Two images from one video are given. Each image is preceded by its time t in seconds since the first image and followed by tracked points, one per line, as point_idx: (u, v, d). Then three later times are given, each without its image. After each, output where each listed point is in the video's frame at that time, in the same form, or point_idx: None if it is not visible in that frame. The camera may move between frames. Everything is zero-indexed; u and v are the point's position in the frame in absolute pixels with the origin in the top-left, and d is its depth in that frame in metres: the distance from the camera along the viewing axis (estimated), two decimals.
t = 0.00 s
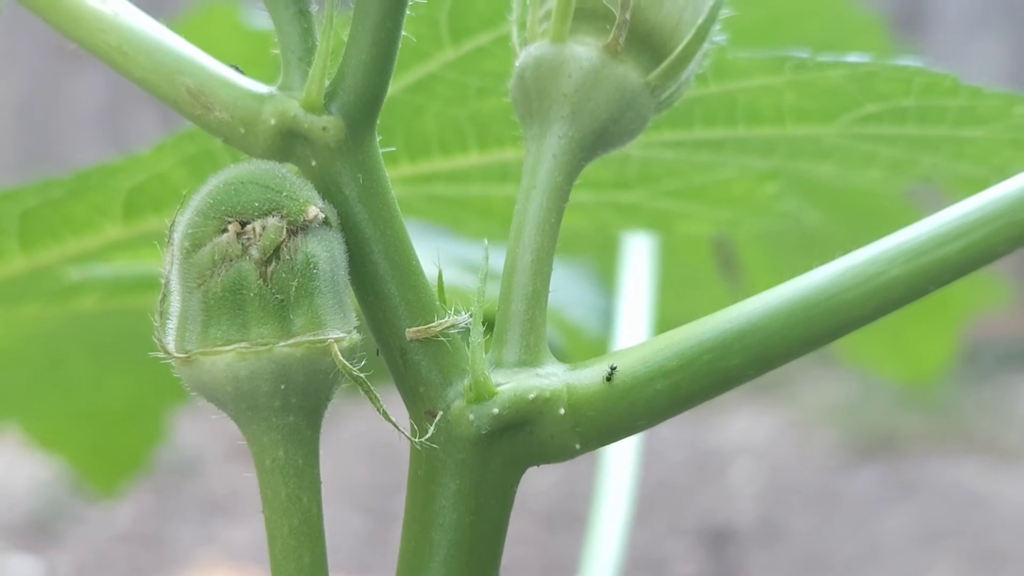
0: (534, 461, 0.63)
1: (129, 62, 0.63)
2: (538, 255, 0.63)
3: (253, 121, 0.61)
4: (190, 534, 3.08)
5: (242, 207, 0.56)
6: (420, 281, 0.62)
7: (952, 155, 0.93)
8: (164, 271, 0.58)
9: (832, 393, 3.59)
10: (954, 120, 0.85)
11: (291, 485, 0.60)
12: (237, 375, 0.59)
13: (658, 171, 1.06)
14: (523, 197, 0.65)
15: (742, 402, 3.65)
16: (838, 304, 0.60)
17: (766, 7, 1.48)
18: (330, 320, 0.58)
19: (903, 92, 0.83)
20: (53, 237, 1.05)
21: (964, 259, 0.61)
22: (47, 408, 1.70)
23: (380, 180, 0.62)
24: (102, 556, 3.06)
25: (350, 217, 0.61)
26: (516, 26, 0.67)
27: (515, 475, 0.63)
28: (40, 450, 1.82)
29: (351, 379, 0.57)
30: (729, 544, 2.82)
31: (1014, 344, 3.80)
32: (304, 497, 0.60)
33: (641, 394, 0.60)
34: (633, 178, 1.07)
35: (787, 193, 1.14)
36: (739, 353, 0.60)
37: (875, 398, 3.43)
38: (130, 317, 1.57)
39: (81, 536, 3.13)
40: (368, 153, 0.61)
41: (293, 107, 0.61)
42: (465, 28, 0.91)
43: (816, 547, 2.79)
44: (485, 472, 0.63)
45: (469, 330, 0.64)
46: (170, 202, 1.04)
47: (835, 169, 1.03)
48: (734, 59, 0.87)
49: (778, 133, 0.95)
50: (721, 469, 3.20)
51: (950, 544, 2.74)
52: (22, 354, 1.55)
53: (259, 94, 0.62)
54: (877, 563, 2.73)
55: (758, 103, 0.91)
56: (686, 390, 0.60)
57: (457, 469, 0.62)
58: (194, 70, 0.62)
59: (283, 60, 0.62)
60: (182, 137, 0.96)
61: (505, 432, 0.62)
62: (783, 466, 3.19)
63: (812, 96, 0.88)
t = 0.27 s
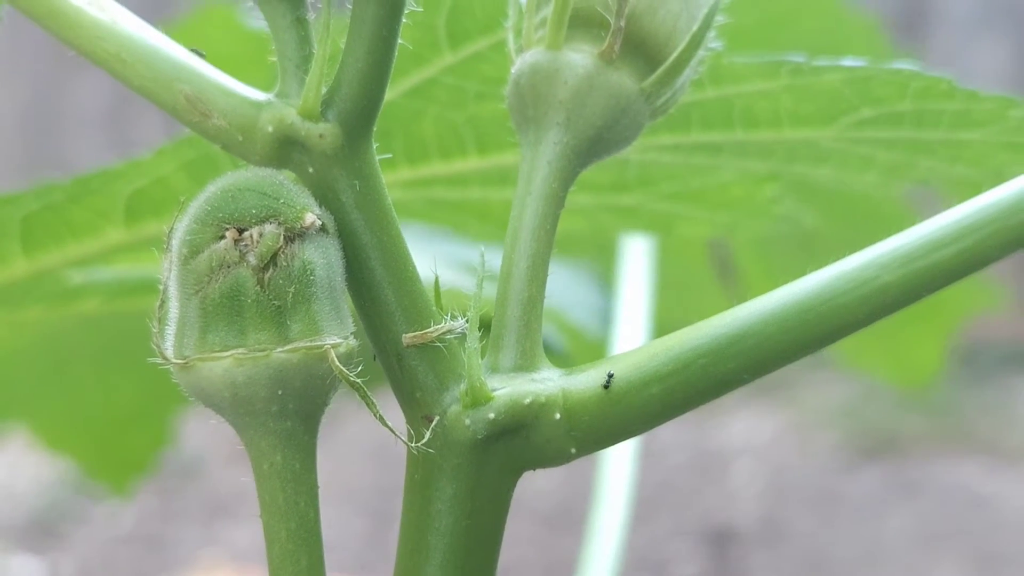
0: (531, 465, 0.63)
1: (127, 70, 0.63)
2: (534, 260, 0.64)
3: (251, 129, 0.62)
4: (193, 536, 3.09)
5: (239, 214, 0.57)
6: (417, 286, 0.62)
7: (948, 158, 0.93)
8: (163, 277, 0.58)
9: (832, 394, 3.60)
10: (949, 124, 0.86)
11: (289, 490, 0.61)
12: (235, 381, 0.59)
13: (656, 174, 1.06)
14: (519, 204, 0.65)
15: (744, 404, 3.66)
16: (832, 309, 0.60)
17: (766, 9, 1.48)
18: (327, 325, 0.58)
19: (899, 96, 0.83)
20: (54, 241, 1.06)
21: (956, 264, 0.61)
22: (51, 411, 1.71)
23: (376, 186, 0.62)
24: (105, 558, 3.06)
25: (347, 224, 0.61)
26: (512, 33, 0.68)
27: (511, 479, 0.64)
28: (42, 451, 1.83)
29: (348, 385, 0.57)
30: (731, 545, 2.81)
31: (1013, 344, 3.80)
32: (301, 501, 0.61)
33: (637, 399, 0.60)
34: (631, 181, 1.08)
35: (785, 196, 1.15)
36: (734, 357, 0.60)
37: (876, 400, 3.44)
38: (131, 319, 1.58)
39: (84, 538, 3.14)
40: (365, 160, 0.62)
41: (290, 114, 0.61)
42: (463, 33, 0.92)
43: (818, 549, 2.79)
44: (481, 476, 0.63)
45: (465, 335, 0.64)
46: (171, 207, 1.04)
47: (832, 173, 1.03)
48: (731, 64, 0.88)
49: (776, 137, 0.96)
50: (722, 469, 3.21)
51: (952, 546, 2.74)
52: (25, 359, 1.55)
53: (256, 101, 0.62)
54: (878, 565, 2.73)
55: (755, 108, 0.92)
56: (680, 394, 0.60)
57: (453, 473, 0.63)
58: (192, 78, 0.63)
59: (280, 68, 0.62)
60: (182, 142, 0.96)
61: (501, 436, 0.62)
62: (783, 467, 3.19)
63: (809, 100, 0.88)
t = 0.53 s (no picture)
0: (534, 469, 0.63)
1: (134, 75, 0.64)
2: (537, 265, 0.64)
3: (255, 133, 0.62)
4: (194, 534, 3.10)
5: (244, 218, 0.57)
6: (421, 289, 0.62)
7: (949, 167, 0.93)
8: (168, 280, 0.59)
9: (834, 394, 3.60)
10: (950, 134, 0.86)
11: (293, 493, 0.61)
12: (239, 385, 0.59)
13: (658, 180, 1.07)
14: (522, 208, 0.66)
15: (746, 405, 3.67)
16: (833, 314, 0.61)
17: (775, 13, 1.48)
18: (331, 329, 0.59)
19: (899, 105, 0.84)
20: (58, 244, 1.06)
21: (959, 269, 0.61)
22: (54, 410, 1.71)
23: (380, 191, 0.62)
24: (105, 556, 3.07)
25: (351, 228, 0.62)
26: (516, 38, 0.68)
27: (514, 482, 0.64)
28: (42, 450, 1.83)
29: (351, 389, 0.57)
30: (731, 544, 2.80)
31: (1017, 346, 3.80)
32: (305, 504, 0.61)
33: (639, 403, 0.61)
34: (633, 186, 1.08)
35: (787, 202, 1.15)
36: (735, 362, 0.60)
37: (879, 402, 3.45)
38: (134, 319, 1.58)
39: (85, 537, 3.15)
40: (369, 165, 0.62)
41: (295, 119, 0.61)
42: (466, 40, 0.92)
43: (820, 548, 2.79)
44: (484, 479, 0.63)
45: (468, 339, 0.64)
46: (175, 210, 1.04)
47: (834, 180, 1.04)
48: (732, 71, 0.88)
49: (777, 144, 0.96)
50: (723, 469, 3.21)
51: (954, 545, 2.73)
52: (29, 360, 1.55)
53: (260, 105, 0.62)
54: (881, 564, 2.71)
55: (757, 115, 0.92)
56: (682, 399, 0.60)
57: (457, 476, 0.63)
58: (198, 83, 0.63)
59: (286, 73, 0.63)
60: (186, 146, 0.97)
61: (504, 440, 0.62)
62: (784, 467, 3.20)
63: (810, 107, 0.89)
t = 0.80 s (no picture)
0: (532, 468, 0.64)
1: (132, 76, 0.64)
2: (536, 264, 0.64)
3: (254, 134, 0.62)
4: (196, 535, 3.10)
5: (243, 218, 0.57)
6: (419, 289, 0.63)
7: (948, 163, 0.93)
8: (167, 281, 0.59)
9: (834, 395, 3.61)
10: (950, 129, 0.86)
11: (292, 493, 0.61)
12: (238, 384, 0.59)
13: (658, 179, 1.07)
14: (520, 208, 0.66)
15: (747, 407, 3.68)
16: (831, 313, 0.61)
17: (776, 12, 1.48)
18: (330, 329, 0.59)
19: (899, 102, 0.84)
20: (59, 245, 1.06)
21: (956, 268, 0.61)
22: (57, 412, 1.72)
23: (379, 191, 0.62)
24: (107, 558, 3.07)
25: (350, 228, 0.62)
26: (514, 38, 0.68)
27: (513, 482, 0.64)
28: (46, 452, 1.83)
29: (350, 388, 0.58)
30: (733, 545, 2.81)
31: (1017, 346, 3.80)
32: (304, 503, 0.61)
33: (637, 402, 0.61)
34: (633, 185, 1.08)
35: (787, 200, 1.15)
36: (733, 360, 0.60)
37: (879, 403, 3.45)
38: (137, 321, 1.58)
39: (87, 538, 3.15)
40: (367, 165, 0.62)
41: (293, 119, 0.61)
42: (466, 39, 0.92)
43: (821, 548, 2.79)
44: (483, 478, 0.63)
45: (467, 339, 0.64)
46: (176, 211, 1.04)
47: (834, 177, 1.04)
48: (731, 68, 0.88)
49: (777, 141, 0.96)
50: (724, 470, 3.22)
51: (955, 544, 2.73)
52: (31, 360, 1.56)
53: (259, 106, 0.62)
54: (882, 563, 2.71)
55: (756, 112, 0.92)
56: (681, 397, 0.61)
57: (455, 476, 0.63)
58: (196, 84, 0.63)
59: (284, 74, 0.63)
60: (187, 146, 0.97)
61: (502, 440, 0.62)
62: (785, 467, 3.20)
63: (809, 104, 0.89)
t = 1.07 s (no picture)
0: (535, 470, 0.64)
1: (137, 80, 0.64)
2: (539, 267, 0.64)
3: (258, 138, 0.62)
4: (199, 535, 3.10)
5: (247, 222, 0.57)
6: (423, 292, 0.63)
7: (949, 164, 0.93)
8: (171, 284, 0.59)
9: (837, 395, 3.61)
10: (950, 130, 0.86)
11: (297, 495, 0.61)
12: (243, 387, 0.60)
13: (661, 179, 1.07)
14: (523, 211, 0.66)
15: (749, 407, 3.69)
16: (833, 315, 0.61)
17: (778, 12, 1.49)
18: (334, 332, 0.59)
19: (900, 104, 0.84)
20: (64, 245, 1.07)
21: (958, 270, 0.61)
22: (61, 411, 1.72)
23: (383, 195, 0.63)
24: (111, 558, 3.08)
25: (354, 231, 0.62)
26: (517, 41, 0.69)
27: (516, 484, 0.64)
28: (50, 449, 1.84)
29: (355, 392, 0.58)
30: (738, 545, 2.82)
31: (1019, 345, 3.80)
32: (309, 506, 0.61)
33: (639, 405, 0.61)
34: (635, 185, 1.08)
35: (789, 200, 1.15)
36: (736, 363, 0.61)
37: (881, 402, 3.45)
38: (140, 320, 1.58)
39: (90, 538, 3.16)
40: (371, 169, 0.62)
41: (297, 123, 0.62)
42: (468, 41, 0.93)
43: (827, 548, 2.79)
44: (486, 481, 0.64)
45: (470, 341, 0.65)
46: (180, 212, 1.05)
47: (835, 177, 1.04)
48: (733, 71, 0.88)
49: (778, 142, 0.96)
50: (728, 470, 3.22)
51: (960, 544, 2.73)
52: (35, 359, 1.56)
53: (264, 111, 0.63)
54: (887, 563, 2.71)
55: (758, 114, 0.92)
56: (684, 399, 0.61)
57: (459, 478, 0.63)
58: (201, 87, 0.64)
59: (288, 78, 0.63)
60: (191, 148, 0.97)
61: (506, 442, 0.63)
62: (789, 467, 3.20)
63: (810, 106, 0.89)
